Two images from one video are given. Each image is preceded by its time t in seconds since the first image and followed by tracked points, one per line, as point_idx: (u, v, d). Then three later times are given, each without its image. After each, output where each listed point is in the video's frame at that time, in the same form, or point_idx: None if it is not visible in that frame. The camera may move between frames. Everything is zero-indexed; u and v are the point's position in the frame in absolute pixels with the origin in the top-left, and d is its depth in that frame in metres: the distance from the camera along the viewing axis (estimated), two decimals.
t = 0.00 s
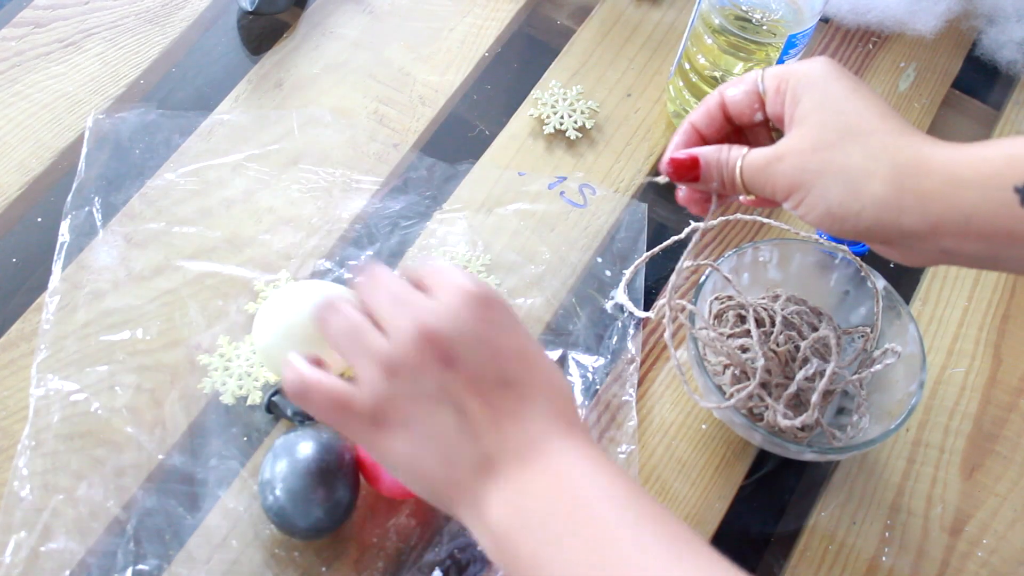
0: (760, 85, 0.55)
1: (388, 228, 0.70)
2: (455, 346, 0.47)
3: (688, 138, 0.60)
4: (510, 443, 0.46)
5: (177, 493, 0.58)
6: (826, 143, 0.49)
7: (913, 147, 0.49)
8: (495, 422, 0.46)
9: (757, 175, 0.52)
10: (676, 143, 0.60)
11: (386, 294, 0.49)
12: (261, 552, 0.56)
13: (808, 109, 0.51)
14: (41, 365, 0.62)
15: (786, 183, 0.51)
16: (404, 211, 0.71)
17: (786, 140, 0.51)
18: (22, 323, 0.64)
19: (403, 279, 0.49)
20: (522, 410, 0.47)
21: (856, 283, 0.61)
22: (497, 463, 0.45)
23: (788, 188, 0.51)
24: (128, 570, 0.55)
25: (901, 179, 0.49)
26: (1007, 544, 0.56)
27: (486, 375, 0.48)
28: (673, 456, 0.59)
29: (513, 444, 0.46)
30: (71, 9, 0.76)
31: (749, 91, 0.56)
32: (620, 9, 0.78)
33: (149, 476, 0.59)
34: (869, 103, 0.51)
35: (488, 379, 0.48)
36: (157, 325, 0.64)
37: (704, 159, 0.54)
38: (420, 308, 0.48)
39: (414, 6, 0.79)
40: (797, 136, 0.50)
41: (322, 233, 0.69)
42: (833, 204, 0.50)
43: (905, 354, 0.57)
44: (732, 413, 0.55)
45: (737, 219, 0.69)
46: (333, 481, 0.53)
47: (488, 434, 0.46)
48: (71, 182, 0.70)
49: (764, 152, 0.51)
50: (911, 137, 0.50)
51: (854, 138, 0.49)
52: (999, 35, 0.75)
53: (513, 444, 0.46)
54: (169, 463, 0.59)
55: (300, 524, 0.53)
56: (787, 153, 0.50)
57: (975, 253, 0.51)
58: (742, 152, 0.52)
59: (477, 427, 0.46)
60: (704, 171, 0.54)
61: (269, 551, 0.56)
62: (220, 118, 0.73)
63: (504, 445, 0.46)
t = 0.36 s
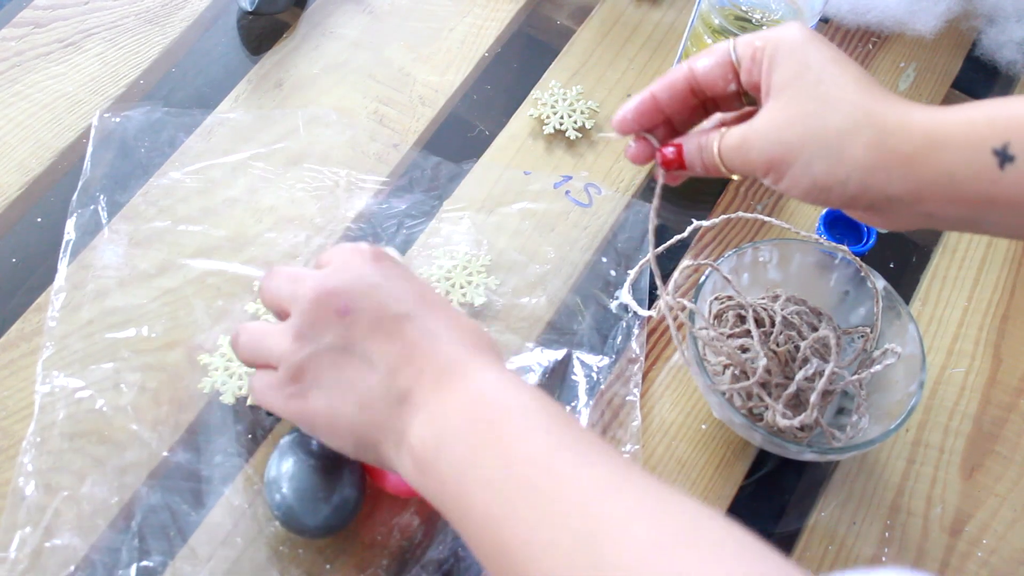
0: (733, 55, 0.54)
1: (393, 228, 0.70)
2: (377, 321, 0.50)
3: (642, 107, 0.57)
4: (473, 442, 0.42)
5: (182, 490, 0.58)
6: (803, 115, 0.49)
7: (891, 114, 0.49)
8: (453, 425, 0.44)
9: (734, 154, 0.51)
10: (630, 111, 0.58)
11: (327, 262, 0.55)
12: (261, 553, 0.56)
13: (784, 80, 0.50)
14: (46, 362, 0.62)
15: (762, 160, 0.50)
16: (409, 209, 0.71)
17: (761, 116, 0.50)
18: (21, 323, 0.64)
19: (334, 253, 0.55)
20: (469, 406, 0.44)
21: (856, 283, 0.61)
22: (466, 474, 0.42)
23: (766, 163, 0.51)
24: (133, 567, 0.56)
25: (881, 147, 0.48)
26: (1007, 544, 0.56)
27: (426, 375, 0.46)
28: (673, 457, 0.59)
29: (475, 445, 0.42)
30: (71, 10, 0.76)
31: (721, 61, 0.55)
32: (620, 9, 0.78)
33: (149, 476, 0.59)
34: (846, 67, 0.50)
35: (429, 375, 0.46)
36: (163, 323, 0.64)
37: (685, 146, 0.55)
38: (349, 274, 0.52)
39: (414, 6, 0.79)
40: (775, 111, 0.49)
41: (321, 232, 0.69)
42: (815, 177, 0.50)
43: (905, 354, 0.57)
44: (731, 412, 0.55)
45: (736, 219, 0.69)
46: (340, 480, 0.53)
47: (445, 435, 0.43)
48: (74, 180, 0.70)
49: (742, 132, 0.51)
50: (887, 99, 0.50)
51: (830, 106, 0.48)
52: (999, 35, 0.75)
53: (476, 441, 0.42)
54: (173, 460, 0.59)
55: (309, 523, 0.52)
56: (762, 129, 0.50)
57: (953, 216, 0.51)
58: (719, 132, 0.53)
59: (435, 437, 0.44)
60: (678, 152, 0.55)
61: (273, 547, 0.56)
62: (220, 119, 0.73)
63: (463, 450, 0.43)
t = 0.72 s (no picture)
0: None
1: (394, 225, 0.70)
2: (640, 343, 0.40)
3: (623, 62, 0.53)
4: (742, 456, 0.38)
5: (184, 487, 0.58)
6: (814, 67, 0.47)
7: (906, 66, 0.48)
8: (672, 412, 0.39)
9: (727, 111, 0.51)
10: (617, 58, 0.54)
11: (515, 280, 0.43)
12: (261, 552, 0.56)
13: (787, 27, 0.48)
14: (48, 360, 0.62)
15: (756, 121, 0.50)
16: (411, 207, 0.71)
17: (762, 69, 0.49)
18: (22, 323, 0.64)
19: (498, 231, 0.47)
20: (714, 423, 0.39)
21: (856, 284, 0.62)
22: (690, 506, 0.37)
23: (774, 122, 0.49)
24: (135, 564, 0.56)
25: (895, 108, 0.47)
26: (1007, 544, 0.56)
27: (672, 399, 0.39)
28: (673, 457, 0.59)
29: (699, 460, 0.38)
30: (71, 10, 0.76)
31: None
32: (620, 9, 0.78)
33: (149, 475, 0.59)
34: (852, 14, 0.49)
35: (687, 396, 0.39)
36: (165, 321, 0.64)
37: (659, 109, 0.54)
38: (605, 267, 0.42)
39: (414, 6, 0.79)
40: (774, 63, 0.48)
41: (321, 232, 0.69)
42: (824, 142, 0.50)
43: (905, 354, 0.57)
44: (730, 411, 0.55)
45: (736, 219, 0.69)
46: (340, 476, 0.52)
47: (721, 464, 0.38)
48: (75, 179, 0.70)
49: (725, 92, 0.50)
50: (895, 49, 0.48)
51: (847, 65, 0.47)
52: (998, 35, 0.75)
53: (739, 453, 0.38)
54: (175, 457, 0.59)
55: (311, 520, 0.52)
56: (769, 84, 0.48)
57: (970, 188, 0.50)
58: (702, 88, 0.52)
59: (695, 463, 0.38)
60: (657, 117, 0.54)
61: (275, 545, 0.56)
62: (221, 118, 0.73)
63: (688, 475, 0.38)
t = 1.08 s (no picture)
0: (697, 7, 0.49)
1: (394, 224, 0.70)
2: (691, 364, 0.38)
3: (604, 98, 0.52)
4: (803, 456, 0.38)
5: (185, 486, 0.58)
6: (812, 94, 0.45)
7: (907, 73, 0.45)
8: (731, 426, 0.38)
9: (725, 146, 0.48)
10: (601, 90, 0.52)
11: (557, 294, 0.41)
12: (261, 552, 0.56)
13: (771, 48, 0.45)
14: (48, 360, 0.62)
15: (760, 155, 0.48)
16: (411, 207, 0.71)
17: (751, 98, 0.46)
18: (21, 323, 0.64)
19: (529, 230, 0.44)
20: (772, 429, 0.38)
21: (856, 284, 0.62)
22: (759, 520, 0.37)
23: (778, 154, 0.47)
24: (135, 565, 0.56)
25: (901, 124, 0.46)
26: (1007, 544, 0.56)
27: (729, 413, 0.38)
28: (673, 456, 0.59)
29: (762, 474, 0.37)
30: (71, 10, 0.76)
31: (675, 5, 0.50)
32: (620, 9, 0.78)
33: (149, 475, 0.59)
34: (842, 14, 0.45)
35: (743, 407, 0.38)
36: (165, 321, 0.64)
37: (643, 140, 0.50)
38: (637, 266, 0.38)
39: (414, 6, 0.79)
40: (765, 91, 0.46)
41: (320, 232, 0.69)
42: (832, 166, 0.48)
43: (905, 355, 0.57)
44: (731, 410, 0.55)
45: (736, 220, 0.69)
46: (340, 477, 0.52)
47: (784, 469, 0.37)
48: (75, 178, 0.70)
49: (716, 127, 0.47)
50: (891, 48, 0.46)
51: (852, 89, 0.45)
52: (998, 36, 0.75)
53: (799, 451, 0.38)
54: (175, 457, 0.59)
55: (311, 520, 0.52)
56: (769, 114, 0.46)
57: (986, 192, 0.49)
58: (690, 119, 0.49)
59: (760, 475, 0.37)
60: (644, 152, 0.50)
61: (275, 545, 0.56)
62: (221, 119, 0.73)
63: (754, 487, 0.37)
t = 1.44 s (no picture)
0: (691, 48, 0.48)
1: (394, 224, 0.70)
2: (645, 356, 0.39)
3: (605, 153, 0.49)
4: (784, 447, 0.37)
5: (185, 486, 0.58)
6: (815, 113, 0.45)
7: (909, 83, 0.45)
8: (698, 419, 0.38)
9: (730, 172, 0.48)
10: (604, 151, 0.49)
11: (522, 320, 0.43)
12: (261, 552, 0.56)
13: (772, 70, 0.46)
14: (48, 360, 0.62)
15: (766, 176, 0.48)
16: (411, 207, 0.71)
17: (751, 120, 0.46)
18: (22, 323, 0.64)
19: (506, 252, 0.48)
20: (744, 419, 0.37)
21: (856, 284, 0.62)
22: (740, 517, 0.36)
23: (786, 173, 0.47)
24: (135, 565, 0.56)
25: (910, 129, 0.46)
26: (1007, 545, 0.56)
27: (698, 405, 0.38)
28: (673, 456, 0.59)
29: (733, 465, 0.36)
30: (71, 10, 0.76)
31: (666, 47, 0.48)
32: (620, 9, 0.78)
33: (149, 476, 0.59)
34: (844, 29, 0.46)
35: (709, 398, 0.38)
36: (166, 321, 0.64)
37: (647, 178, 0.50)
38: (585, 272, 0.40)
39: (414, 6, 0.79)
40: (768, 114, 0.46)
41: (320, 232, 0.69)
42: (841, 179, 0.48)
43: (905, 355, 0.57)
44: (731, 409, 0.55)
45: (737, 220, 0.69)
46: (339, 477, 0.52)
47: (762, 460, 0.36)
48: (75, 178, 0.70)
49: (720, 155, 0.47)
50: (895, 56, 0.46)
51: (853, 104, 0.45)
52: (997, 36, 0.75)
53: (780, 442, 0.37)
54: (175, 457, 0.59)
55: (311, 521, 0.52)
56: (772, 134, 0.46)
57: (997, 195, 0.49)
58: (692, 148, 0.48)
59: (735, 468, 0.36)
60: (650, 189, 0.50)
61: (275, 545, 0.56)
62: (221, 118, 0.73)
63: (731, 480, 0.36)
